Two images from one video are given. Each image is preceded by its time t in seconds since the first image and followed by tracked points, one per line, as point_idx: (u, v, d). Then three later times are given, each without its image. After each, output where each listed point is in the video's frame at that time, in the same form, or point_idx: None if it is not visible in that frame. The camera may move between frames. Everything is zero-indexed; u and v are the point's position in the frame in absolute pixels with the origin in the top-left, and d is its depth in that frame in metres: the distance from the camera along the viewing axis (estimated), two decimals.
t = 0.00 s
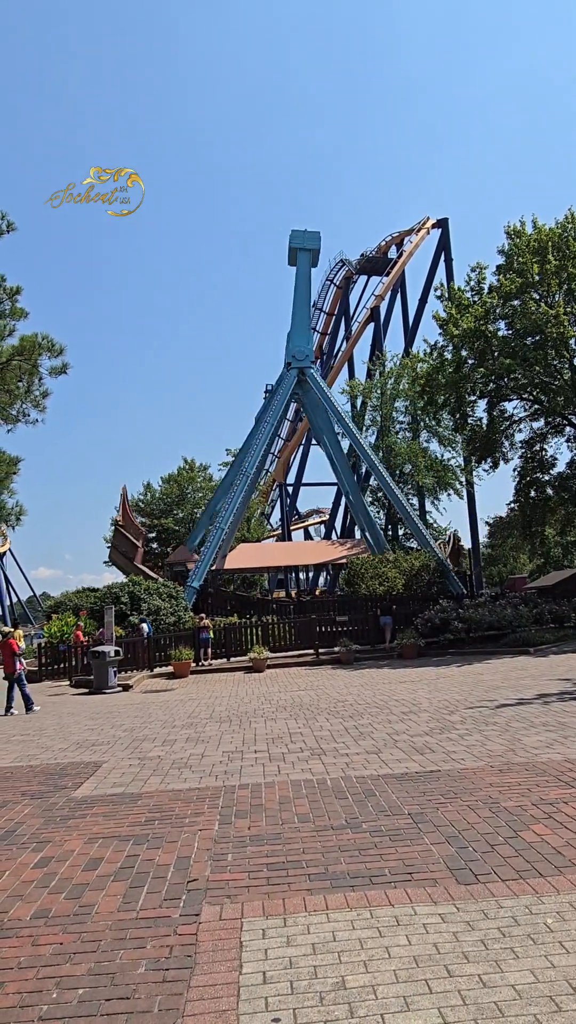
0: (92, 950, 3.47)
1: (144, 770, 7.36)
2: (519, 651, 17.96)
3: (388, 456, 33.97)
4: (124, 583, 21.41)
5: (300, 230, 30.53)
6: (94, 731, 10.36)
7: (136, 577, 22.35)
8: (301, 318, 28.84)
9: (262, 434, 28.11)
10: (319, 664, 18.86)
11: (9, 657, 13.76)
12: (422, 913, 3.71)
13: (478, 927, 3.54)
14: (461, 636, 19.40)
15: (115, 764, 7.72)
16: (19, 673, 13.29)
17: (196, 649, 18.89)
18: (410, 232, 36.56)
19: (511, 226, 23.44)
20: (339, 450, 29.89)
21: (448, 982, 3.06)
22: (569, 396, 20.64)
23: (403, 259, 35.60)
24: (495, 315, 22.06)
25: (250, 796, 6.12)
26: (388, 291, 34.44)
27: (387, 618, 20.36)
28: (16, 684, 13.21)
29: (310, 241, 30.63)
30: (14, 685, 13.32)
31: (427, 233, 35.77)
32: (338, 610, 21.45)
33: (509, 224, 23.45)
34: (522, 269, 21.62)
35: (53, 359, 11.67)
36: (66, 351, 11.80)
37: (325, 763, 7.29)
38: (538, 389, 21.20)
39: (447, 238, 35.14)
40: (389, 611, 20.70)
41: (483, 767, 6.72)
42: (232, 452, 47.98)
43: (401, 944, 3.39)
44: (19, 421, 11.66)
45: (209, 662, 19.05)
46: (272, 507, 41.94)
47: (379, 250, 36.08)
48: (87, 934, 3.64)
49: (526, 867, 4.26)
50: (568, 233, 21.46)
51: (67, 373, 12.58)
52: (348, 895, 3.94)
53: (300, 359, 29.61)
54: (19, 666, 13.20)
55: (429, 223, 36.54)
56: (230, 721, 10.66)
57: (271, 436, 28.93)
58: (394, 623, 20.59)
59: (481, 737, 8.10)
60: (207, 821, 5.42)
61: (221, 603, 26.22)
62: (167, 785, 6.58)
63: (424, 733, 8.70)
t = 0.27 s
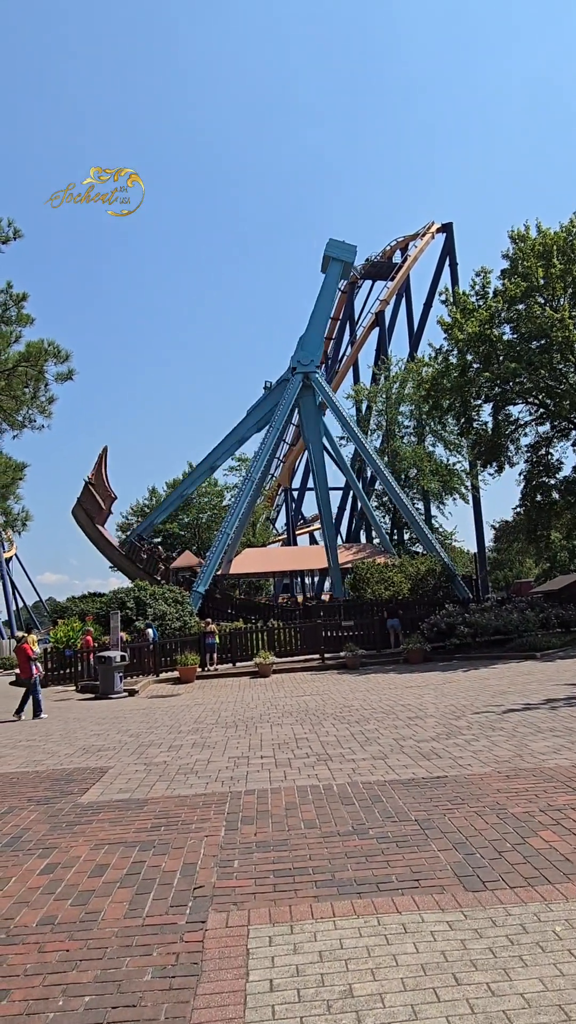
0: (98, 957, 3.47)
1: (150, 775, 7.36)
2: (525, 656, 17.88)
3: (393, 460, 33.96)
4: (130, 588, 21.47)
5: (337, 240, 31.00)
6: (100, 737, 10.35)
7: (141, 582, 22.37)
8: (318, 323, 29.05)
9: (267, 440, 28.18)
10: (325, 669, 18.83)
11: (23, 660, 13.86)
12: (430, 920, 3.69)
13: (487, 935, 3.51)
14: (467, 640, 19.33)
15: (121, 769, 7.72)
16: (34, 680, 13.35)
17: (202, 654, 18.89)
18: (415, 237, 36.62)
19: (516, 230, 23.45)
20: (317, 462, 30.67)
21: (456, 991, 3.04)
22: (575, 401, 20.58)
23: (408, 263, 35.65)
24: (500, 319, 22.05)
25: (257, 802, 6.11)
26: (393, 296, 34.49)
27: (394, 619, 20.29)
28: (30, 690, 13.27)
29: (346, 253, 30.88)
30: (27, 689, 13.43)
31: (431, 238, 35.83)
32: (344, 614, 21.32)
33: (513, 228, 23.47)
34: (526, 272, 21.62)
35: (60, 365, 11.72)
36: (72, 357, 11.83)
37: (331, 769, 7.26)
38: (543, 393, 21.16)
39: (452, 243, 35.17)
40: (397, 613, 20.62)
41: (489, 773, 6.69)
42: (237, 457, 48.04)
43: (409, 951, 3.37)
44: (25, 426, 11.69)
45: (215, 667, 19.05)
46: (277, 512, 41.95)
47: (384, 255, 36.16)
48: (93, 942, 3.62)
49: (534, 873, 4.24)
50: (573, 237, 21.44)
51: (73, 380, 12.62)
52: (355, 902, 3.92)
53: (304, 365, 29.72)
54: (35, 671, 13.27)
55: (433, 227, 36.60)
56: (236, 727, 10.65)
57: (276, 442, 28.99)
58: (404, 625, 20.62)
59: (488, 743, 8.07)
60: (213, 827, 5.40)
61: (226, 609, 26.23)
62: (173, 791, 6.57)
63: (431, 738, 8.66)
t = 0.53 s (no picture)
0: (106, 967, 3.45)
1: (157, 783, 7.34)
2: (534, 662, 17.79)
3: (401, 466, 33.94)
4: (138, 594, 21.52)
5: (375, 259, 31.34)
6: (107, 744, 10.35)
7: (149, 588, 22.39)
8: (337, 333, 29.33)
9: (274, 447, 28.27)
10: (332, 675, 18.78)
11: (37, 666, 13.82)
12: (440, 931, 3.66)
13: (496, 946, 3.49)
14: (475, 647, 19.25)
15: (129, 777, 7.71)
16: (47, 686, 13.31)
17: (210, 661, 18.88)
18: (422, 243, 36.67)
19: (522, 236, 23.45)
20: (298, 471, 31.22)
21: (467, 1003, 3.01)
22: None
23: (414, 270, 35.69)
24: (507, 325, 22.00)
25: (265, 810, 6.09)
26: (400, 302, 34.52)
27: (406, 626, 20.36)
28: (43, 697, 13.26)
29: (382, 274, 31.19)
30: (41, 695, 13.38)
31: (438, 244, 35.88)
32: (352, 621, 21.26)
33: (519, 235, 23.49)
34: (533, 278, 21.63)
35: (68, 373, 11.77)
36: (80, 365, 11.88)
37: (339, 776, 7.23)
38: (551, 399, 21.08)
39: (459, 249, 35.19)
40: (409, 619, 20.70)
41: (498, 781, 6.65)
42: (244, 463, 48.11)
43: (418, 962, 3.35)
44: (33, 434, 11.74)
45: (223, 674, 19.03)
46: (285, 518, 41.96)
47: (390, 261, 36.22)
48: (101, 951, 3.61)
49: (544, 883, 4.21)
50: None
51: (81, 387, 12.67)
52: (365, 912, 3.90)
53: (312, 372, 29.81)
54: (50, 677, 13.28)
55: (440, 234, 36.64)
56: (244, 734, 10.62)
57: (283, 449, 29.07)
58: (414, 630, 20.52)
59: (497, 751, 8.02)
60: (222, 835, 5.38)
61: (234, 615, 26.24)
62: (181, 799, 6.55)
63: (439, 746, 8.62)
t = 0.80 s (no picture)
0: (116, 975, 3.46)
1: (167, 789, 7.35)
2: (545, 669, 17.69)
3: (410, 472, 33.90)
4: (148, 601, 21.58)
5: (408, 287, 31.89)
6: (117, 750, 10.37)
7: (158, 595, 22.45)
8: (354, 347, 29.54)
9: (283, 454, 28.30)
10: (342, 682, 18.74)
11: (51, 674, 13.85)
12: (450, 939, 3.65)
13: (506, 955, 3.47)
14: (485, 653, 19.17)
15: (139, 783, 7.72)
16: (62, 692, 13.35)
17: (219, 667, 18.89)
18: (430, 250, 36.72)
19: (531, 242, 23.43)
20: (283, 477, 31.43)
21: (477, 1012, 3.00)
22: None
23: (423, 276, 35.73)
24: (517, 331, 21.98)
25: (275, 817, 6.08)
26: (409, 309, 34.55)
27: (419, 632, 20.14)
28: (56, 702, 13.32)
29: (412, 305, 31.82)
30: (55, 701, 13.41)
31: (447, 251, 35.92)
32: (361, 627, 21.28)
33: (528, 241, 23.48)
34: (542, 284, 21.61)
35: (78, 381, 11.85)
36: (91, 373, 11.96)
37: (348, 783, 7.22)
38: (560, 405, 21.03)
39: (468, 255, 35.21)
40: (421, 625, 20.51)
41: (509, 789, 6.62)
42: (253, 470, 48.20)
43: (428, 972, 3.34)
44: (44, 442, 11.82)
45: (233, 680, 19.04)
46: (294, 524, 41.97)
47: (399, 267, 36.27)
48: (110, 959, 3.61)
49: (555, 892, 4.19)
50: None
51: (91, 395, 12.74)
52: (374, 921, 3.90)
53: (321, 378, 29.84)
54: (64, 684, 13.33)
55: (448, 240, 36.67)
56: (254, 740, 10.62)
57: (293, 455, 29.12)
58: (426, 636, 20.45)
59: (508, 758, 7.98)
60: (231, 843, 5.37)
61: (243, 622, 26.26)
62: (191, 806, 6.55)
63: (449, 753, 8.59)
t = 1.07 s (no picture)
0: (126, 981, 3.45)
1: (177, 795, 7.33)
2: (557, 675, 17.55)
3: (420, 477, 33.82)
4: (158, 606, 21.62)
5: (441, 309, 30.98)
6: (128, 755, 10.37)
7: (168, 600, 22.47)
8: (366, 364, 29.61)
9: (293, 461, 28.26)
10: (352, 687, 18.67)
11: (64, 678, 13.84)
12: (462, 948, 3.62)
13: (519, 965, 3.44)
14: (497, 659, 19.06)
15: (149, 789, 7.70)
16: (76, 697, 13.34)
17: (230, 672, 18.87)
18: (440, 254, 36.69)
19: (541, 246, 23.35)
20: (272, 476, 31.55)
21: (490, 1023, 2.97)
22: None
23: (433, 280, 35.69)
24: (527, 335, 21.90)
25: (285, 823, 6.05)
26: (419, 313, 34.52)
27: (432, 637, 20.14)
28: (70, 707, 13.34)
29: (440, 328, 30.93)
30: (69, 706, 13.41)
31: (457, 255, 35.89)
32: (371, 632, 21.27)
33: (538, 245, 23.41)
34: (552, 288, 21.53)
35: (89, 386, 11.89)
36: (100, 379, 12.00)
37: (359, 790, 7.18)
38: (571, 409, 20.92)
39: (478, 259, 35.14)
40: (433, 630, 20.51)
41: (521, 796, 6.56)
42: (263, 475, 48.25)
43: (439, 981, 3.31)
44: (55, 447, 11.86)
45: (243, 686, 19.02)
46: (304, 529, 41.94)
47: (409, 272, 36.25)
48: (120, 965, 3.61)
49: (568, 901, 4.14)
50: None
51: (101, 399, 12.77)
52: (386, 929, 3.86)
53: (331, 383, 29.81)
54: (79, 689, 13.32)
55: (458, 244, 36.64)
56: (264, 746, 10.58)
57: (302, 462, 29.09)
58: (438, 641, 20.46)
59: (520, 765, 7.92)
60: (241, 849, 5.35)
61: (253, 627, 26.24)
62: (201, 811, 6.53)
63: (461, 760, 8.53)
